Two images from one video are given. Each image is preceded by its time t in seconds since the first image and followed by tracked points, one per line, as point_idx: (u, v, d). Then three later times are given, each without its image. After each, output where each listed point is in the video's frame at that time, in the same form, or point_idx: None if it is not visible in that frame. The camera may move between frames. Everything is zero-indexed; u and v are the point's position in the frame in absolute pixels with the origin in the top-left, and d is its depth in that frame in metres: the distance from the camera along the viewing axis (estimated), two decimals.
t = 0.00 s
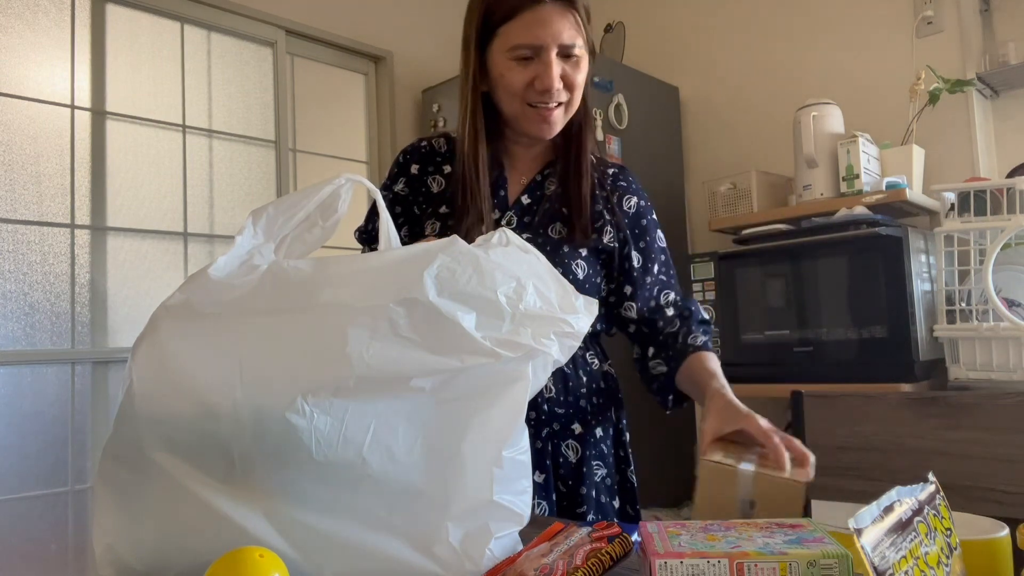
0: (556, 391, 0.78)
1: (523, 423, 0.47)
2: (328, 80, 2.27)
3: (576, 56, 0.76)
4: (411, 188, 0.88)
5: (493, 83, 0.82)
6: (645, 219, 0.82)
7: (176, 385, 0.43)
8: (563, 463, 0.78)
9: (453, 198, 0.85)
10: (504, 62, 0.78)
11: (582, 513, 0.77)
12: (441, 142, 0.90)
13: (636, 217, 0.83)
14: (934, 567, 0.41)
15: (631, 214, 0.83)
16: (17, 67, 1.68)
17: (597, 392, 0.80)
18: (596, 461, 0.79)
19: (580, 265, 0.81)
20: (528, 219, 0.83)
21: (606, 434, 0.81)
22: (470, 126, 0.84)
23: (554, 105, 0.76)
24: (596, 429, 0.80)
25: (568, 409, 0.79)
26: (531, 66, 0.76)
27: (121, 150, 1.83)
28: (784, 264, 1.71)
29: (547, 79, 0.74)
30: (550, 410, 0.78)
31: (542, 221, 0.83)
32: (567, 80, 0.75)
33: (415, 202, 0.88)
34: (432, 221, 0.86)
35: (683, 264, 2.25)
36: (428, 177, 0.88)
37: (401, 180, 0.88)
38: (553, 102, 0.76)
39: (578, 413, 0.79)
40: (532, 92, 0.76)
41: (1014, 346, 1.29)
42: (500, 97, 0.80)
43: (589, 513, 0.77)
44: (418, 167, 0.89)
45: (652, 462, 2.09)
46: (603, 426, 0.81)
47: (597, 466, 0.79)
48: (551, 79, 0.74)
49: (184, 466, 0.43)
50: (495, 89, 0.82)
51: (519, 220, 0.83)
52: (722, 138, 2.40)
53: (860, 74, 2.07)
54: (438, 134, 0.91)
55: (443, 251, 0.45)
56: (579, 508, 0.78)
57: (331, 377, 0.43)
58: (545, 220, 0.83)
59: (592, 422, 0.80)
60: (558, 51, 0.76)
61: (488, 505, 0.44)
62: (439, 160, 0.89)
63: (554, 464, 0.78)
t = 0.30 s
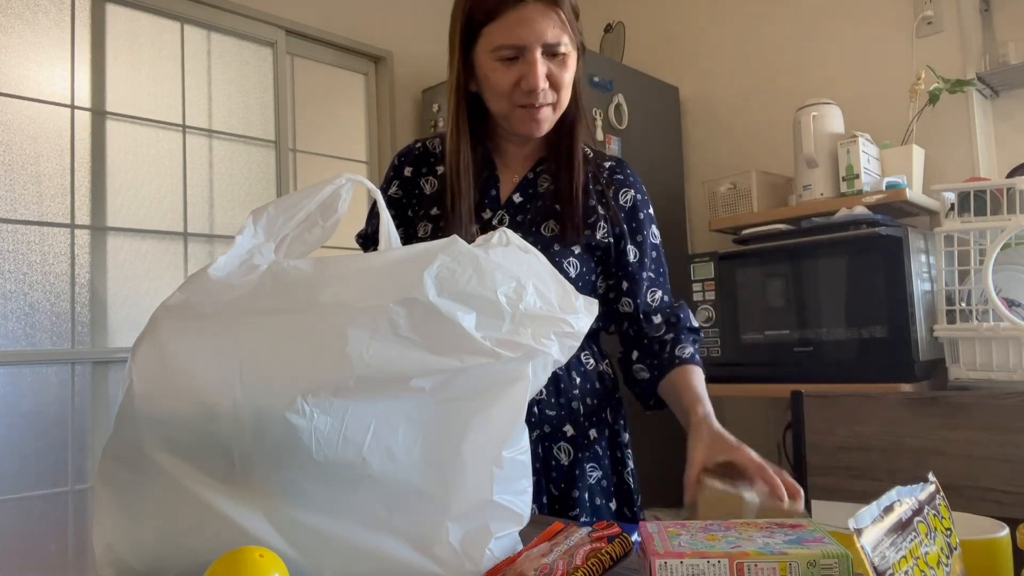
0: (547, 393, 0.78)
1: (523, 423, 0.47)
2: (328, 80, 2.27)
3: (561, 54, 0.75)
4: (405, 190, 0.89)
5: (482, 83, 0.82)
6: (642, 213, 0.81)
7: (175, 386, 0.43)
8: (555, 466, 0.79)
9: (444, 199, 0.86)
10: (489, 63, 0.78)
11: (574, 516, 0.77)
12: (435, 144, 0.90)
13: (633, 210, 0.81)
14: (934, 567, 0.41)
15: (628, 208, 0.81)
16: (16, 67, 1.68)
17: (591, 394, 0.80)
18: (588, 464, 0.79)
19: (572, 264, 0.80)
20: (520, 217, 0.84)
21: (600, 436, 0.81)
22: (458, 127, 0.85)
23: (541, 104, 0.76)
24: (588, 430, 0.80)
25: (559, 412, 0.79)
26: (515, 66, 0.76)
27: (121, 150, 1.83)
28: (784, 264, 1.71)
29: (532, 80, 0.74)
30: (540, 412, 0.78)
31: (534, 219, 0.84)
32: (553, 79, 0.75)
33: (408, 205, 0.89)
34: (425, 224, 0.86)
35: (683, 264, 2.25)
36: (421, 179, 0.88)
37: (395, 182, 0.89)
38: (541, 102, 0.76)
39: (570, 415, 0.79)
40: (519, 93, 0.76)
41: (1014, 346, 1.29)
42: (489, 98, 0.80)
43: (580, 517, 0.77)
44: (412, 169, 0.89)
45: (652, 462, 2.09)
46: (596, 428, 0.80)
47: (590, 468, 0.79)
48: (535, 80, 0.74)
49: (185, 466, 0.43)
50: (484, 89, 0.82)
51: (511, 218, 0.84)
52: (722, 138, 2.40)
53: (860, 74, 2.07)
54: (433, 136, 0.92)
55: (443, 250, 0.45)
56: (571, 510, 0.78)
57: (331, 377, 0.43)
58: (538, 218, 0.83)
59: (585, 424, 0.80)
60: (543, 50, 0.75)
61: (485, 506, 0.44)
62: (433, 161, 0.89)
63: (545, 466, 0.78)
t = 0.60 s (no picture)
0: (546, 394, 0.78)
1: (524, 422, 0.47)
2: (328, 80, 2.27)
3: (561, 47, 0.76)
4: (402, 188, 0.89)
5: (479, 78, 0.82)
6: (643, 215, 0.82)
7: (176, 386, 0.43)
8: (554, 467, 0.78)
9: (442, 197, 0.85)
10: (487, 57, 0.78)
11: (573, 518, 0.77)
12: (433, 141, 0.90)
13: (634, 213, 0.81)
14: (934, 567, 0.41)
15: (627, 208, 0.81)
16: (16, 67, 1.69)
17: (590, 394, 0.80)
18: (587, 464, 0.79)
19: (572, 265, 0.80)
20: (519, 216, 0.84)
21: (599, 436, 0.81)
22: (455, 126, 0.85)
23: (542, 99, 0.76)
24: (587, 430, 0.80)
25: (558, 412, 0.79)
26: (515, 60, 0.76)
27: (121, 150, 1.83)
28: (784, 263, 1.71)
29: (533, 74, 0.74)
30: (539, 413, 0.78)
31: (533, 218, 0.83)
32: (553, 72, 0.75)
33: (406, 203, 0.89)
34: (422, 223, 0.86)
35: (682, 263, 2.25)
36: (419, 176, 0.89)
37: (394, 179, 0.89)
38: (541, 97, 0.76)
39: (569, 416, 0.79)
40: (519, 88, 0.76)
41: (1014, 346, 1.30)
42: (487, 93, 0.80)
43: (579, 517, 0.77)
44: (410, 166, 0.89)
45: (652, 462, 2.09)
46: (595, 429, 0.80)
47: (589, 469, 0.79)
48: (536, 74, 0.74)
49: (185, 466, 0.43)
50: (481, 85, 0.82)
51: (510, 217, 0.84)
52: (722, 138, 2.40)
53: (860, 74, 2.07)
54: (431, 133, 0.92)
55: (442, 250, 0.45)
56: (569, 512, 0.78)
57: (331, 377, 0.42)
58: (537, 217, 0.83)
59: (584, 424, 0.80)
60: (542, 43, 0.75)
61: (484, 507, 0.44)
62: (431, 158, 0.89)
63: (544, 468, 0.78)
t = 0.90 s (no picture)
0: (559, 400, 0.78)
1: (524, 422, 0.47)
2: (328, 80, 2.27)
3: (567, 27, 0.75)
4: (410, 179, 0.89)
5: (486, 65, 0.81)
6: (654, 210, 0.78)
7: (177, 385, 0.43)
8: (565, 473, 0.78)
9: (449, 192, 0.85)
10: (493, 43, 0.78)
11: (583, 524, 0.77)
12: (443, 132, 0.90)
13: (645, 209, 0.78)
14: (934, 567, 0.41)
15: (638, 207, 0.79)
16: (16, 67, 1.68)
17: (599, 399, 0.80)
18: (598, 470, 0.79)
19: (583, 272, 0.79)
20: (529, 216, 0.83)
21: (607, 441, 0.81)
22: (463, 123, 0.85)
23: (551, 80, 0.75)
24: (596, 436, 0.80)
25: (571, 418, 0.79)
26: (521, 42, 0.76)
27: (121, 150, 1.83)
28: (785, 263, 1.71)
29: (540, 54, 0.74)
30: (551, 420, 0.77)
31: (543, 219, 0.82)
32: (561, 52, 0.74)
33: (414, 195, 0.89)
34: (429, 218, 0.86)
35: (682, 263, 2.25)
36: (428, 168, 0.88)
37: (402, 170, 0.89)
38: (551, 78, 0.75)
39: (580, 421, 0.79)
40: (528, 71, 0.75)
41: (1013, 346, 1.30)
42: (495, 80, 0.80)
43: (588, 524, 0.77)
44: (419, 158, 0.89)
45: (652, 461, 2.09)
46: (604, 434, 0.81)
47: (599, 475, 0.79)
48: (544, 54, 0.73)
49: (185, 466, 0.43)
50: (489, 73, 0.81)
51: (520, 218, 0.83)
52: (722, 138, 2.40)
53: (860, 74, 2.07)
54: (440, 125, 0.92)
55: (442, 250, 0.45)
56: (579, 518, 0.77)
57: (331, 378, 0.42)
58: (547, 219, 0.82)
59: (594, 430, 0.80)
60: (548, 23, 0.75)
61: (485, 507, 0.44)
62: (440, 151, 0.89)
63: (556, 474, 0.78)
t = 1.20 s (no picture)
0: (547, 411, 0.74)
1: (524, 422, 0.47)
2: (328, 80, 2.28)
3: (560, 7, 0.70)
4: (427, 168, 0.90)
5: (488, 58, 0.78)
6: (679, 205, 0.67)
7: (177, 384, 0.43)
8: (555, 490, 0.73)
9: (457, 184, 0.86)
10: (486, 31, 0.74)
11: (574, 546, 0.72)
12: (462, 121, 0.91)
13: (668, 204, 0.68)
14: (934, 567, 0.41)
15: (659, 202, 0.68)
16: (16, 67, 1.68)
17: (594, 413, 0.75)
18: (591, 489, 0.73)
19: (581, 283, 0.73)
20: (537, 215, 0.78)
21: (602, 457, 0.75)
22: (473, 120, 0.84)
23: (546, 64, 0.70)
24: (590, 452, 0.74)
25: (561, 432, 0.74)
26: (511, 27, 0.71)
27: (121, 150, 1.83)
28: (785, 263, 1.71)
29: (528, 37, 0.69)
30: (540, 432, 0.74)
31: (553, 220, 0.78)
32: (552, 34, 0.69)
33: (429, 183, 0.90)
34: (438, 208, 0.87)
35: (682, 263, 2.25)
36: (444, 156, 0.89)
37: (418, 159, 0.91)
38: (545, 63, 0.70)
39: (570, 436, 0.73)
40: (520, 57, 0.71)
41: (1013, 346, 1.30)
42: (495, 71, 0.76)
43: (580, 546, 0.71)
44: (436, 147, 0.90)
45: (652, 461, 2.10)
46: (599, 449, 0.75)
47: (592, 493, 0.73)
48: (531, 36, 0.68)
49: (185, 466, 0.43)
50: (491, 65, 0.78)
51: (528, 217, 0.78)
52: (722, 138, 2.40)
53: (860, 74, 2.08)
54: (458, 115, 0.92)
55: (442, 250, 0.45)
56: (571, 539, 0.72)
57: (331, 378, 0.42)
58: (556, 220, 0.77)
59: (588, 446, 0.74)
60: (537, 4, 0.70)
61: (485, 506, 0.44)
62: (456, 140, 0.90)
63: (546, 491, 0.73)
